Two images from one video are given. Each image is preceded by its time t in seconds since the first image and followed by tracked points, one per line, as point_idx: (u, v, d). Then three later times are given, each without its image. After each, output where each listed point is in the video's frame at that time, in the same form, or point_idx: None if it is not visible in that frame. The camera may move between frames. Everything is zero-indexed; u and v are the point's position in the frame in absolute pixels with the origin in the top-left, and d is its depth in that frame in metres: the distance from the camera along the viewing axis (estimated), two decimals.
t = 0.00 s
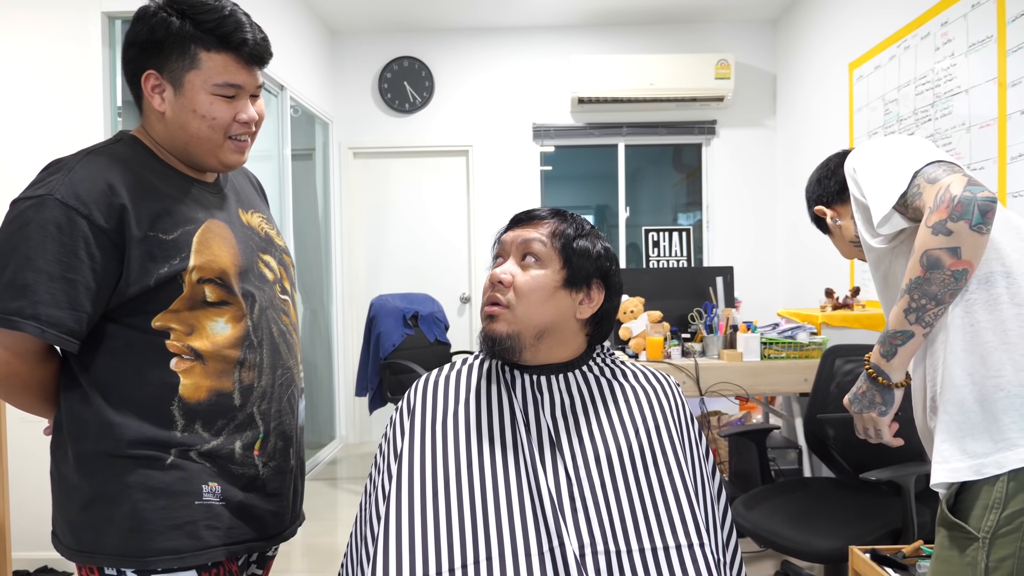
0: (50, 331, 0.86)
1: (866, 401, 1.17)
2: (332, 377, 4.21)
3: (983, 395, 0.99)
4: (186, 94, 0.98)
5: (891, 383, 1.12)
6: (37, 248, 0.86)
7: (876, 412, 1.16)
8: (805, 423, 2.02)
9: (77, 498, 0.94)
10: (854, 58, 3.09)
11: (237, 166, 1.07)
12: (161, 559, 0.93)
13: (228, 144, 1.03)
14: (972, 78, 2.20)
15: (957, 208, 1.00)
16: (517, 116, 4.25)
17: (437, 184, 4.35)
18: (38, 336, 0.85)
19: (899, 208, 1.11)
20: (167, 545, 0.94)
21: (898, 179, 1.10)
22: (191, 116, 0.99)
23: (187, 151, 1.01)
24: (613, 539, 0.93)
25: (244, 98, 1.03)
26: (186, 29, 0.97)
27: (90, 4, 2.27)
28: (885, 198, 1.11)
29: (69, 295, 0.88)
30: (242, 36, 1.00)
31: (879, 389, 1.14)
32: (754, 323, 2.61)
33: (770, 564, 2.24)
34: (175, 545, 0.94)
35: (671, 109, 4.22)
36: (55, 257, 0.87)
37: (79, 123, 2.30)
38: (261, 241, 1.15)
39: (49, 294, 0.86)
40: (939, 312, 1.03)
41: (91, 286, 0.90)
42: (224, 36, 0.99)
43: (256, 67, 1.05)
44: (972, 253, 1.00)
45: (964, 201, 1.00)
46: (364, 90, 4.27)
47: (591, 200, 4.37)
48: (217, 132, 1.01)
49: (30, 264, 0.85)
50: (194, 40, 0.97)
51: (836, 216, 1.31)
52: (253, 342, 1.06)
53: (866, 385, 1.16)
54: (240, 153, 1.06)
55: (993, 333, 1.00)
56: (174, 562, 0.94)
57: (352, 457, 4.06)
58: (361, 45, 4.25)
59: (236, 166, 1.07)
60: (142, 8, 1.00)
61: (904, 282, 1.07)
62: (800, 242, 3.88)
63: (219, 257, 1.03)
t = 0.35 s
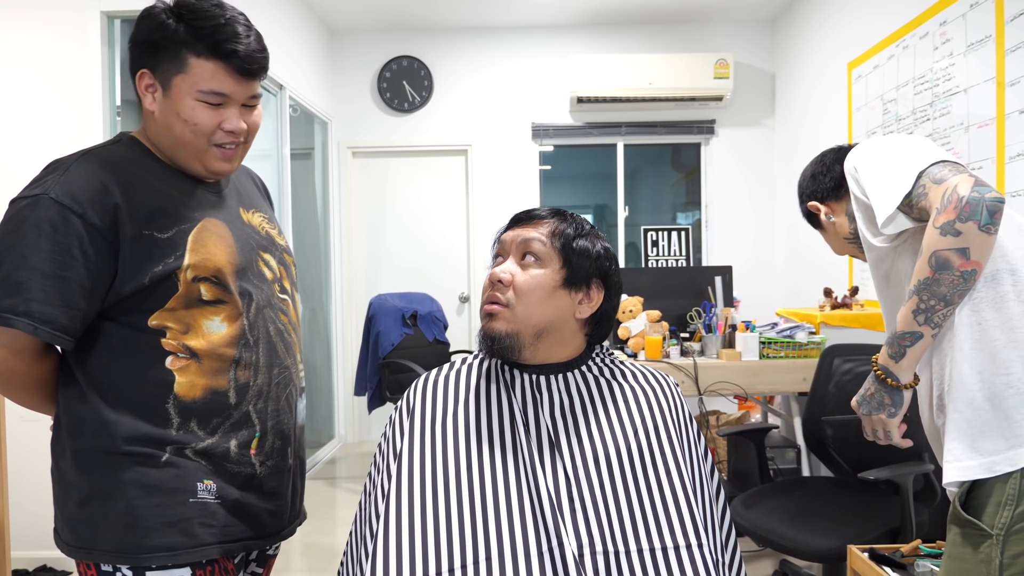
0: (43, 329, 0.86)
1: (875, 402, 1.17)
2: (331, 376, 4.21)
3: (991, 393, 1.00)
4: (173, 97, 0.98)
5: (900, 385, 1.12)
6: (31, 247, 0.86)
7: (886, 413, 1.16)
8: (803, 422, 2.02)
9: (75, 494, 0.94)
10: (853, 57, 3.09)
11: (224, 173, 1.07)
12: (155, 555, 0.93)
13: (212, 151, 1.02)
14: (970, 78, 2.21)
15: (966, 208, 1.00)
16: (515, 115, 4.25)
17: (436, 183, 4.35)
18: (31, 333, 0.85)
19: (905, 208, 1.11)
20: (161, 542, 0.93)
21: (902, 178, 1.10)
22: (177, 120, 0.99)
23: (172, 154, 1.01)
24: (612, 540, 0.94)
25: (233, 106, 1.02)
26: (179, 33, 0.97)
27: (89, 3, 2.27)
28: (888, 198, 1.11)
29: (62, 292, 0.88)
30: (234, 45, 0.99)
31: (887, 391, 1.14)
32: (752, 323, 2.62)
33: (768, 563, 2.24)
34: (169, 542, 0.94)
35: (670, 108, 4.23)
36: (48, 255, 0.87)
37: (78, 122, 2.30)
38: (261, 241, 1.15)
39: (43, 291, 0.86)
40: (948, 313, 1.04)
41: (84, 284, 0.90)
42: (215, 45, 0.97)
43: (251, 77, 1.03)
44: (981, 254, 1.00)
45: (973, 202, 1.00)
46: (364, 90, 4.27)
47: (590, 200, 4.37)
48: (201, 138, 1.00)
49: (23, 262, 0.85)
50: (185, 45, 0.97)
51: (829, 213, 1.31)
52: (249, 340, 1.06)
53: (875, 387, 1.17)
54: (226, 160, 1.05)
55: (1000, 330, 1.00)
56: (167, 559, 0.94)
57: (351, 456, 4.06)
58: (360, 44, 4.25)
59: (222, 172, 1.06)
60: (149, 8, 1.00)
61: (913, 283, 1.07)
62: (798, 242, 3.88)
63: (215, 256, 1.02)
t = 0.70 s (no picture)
0: (32, 328, 0.86)
1: (902, 398, 1.03)
2: (329, 375, 4.21)
3: (1001, 393, 0.97)
4: (156, 98, 0.98)
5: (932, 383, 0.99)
6: (23, 246, 0.86)
7: (913, 411, 1.02)
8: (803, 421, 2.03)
9: (70, 491, 0.94)
10: (853, 56, 3.08)
11: (218, 171, 1.06)
12: (148, 553, 0.93)
13: (198, 150, 1.01)
14: (969, 77, 2.21)
15: None
16: (514, 114, 4.25)
17: (435, 183, 4.35)
18: (21, 332, 0.86)
19: (956, 198, 0.98)
20: (153, 539, 0.93)
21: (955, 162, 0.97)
22: (160, 121, 0.98)
23: (161, 155, 1.01)
24: (610, 541, 0.93)
25: (215, 104, 1.00)
26: (160, 33, 0.96)
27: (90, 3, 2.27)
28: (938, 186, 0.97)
29: (52, 292, 0.88)
30: (212, 42, 0.97)
31: (918, 387, 1.01)
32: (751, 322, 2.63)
33: (767, 563, 2.24)
34: (162, 539, 0.94)
35: (669, 108, 4.23)
36: (39, 255, 0.87)
37: (78, 122, 2.29)
38: (258, 242, 1.14)
39: (33, 290, 0.86)
40: (1000, 319, 0.94)
41: (75, 283, 0.90)
42: (192, 42, 0.96)
43: (234, 74, 1.01)
44: None
45: None
46: (363, 89, 4.27)
47: (589, 199, 4.37)
48: (184, 137, 0.99)
49: (15, 261, 0.86)
50: (164, 43, 0.96)
51: (853, 115, 1.20)
52: (242, 341, 1.06)
53: (903, 379, 1.03)
54: (215, 159, 1.03)
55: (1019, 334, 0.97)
56: (160, 557, 0.93)
57: (349, 456, 4.06)
58: (360, 44, 4.25)
59: (213, 171, 1.05)
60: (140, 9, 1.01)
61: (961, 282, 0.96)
62: (797, 241, 3.88)
63: (208, 257, 1.02)
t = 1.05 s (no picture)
0: (25, 331, 0.86)
1: (960, 422, 0.87)
2: (328, 375, 4.20)
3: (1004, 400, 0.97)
4: (178, 111, 0.97)
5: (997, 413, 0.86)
6: (15, 248, 0.86)
7: (970, 437, 0.87)
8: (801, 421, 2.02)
9: (64, 492, 0.94)
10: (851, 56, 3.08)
11: (220, 183, 1.07)
12: (142, 553, 0.92)
13: (211, 163, 1.02)
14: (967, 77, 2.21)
15: None
16: (513, 114, 4.24)
17: (434, 183, 4.35)
18: (13, 335, 0.85)
19: None
20: (147, 540, 0.93)
21: None
22: (180, 132, 0.98)
23: (173, 163, 1.01)
24: (609, 543, 0.93)
25: (236, 121, 1.02)
26: (188, 47, 0.96)
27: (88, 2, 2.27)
28: None
29: (45, 294, 0.87)
30: (242, 65, 0.99)
31: (982, 413, 0.86)
32: (750, 322, 2.63)
33: (766, 562, 2.24)
34: (156, 540, 0.93)
35: (668, 108, 4.23)
36: (32, 257, 0.87)
37: (77, 122, 2.29)
38: (252, 242, 1.14)
39: (26, 293, 0.86)
40: None
41: (68, 285, 0.89)
42: (223, 63, 0.97)
43: (255, 94, 1.03)
44: None
45: None
46: (362, 89, 4.26)
47: (588, 199, 4.37)
48: (203, 151, 1.00)
49: (7, 263, 0.85)
50: (194, 60, 0.96)
51: (938, 41, 1.06)
52: (236, 342, 1.06)
53: (965, 401, 0.87)
54: (224, 172, 1.05)
55: None
56: (154, 557, 0.93)
57: (348, 455, 4.06)
58: (359, 43, 4.24)
59: (218, 181, 1.07)
60: (155, 15, 0.99)
61: None
62: (796, 241, 3.88)
63: (201, 259, 1.02)
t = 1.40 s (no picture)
0: (32, 329, 0.85)
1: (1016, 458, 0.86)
2: (327, 374, 4.20)
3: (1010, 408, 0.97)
4: (198, 80, 1.01)
5: None
6: (23, 246, 0.85)
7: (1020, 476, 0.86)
8: (801, 420, 2.04)
9: (59, 497, 0.93)
10: (850, 56, 3.08)
11: (236, 160, 1.09)
12: (141, 560, 0.92)
13: (232, 133, 1.05)
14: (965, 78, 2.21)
15: None
16: (512, 114, 4.24)
17: (433, 182, 4.34)
18: (20, 334, 0.85)
19: None
20: (146, 546, 0.93)
21: None
22: (201, 101, 1.01)
23: (191, 140, 1.02)
24: (608, 541, 0.93)
25: (250, 90, 1.07)
26: (200, 19, 1.01)
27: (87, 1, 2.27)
28: None
29: (53, 293, 0.87)
30: (253, 30, 1.06)
31: None
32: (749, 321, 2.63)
33: (765, 563, 2.24)
34: (155, 546, 0.93)
35: (667, 108, 4.23)
36: (41, 255, 0.86)
37: (76, 122, 2.28)
38: (250, 245, 1.14)
39: (34, 291, 0.86)
40: None
41: (75, 285, 0.89)
42: (235, 28, 1.04)
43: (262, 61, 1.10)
44: None
45: None
46: (361, 89, 4.26)
47: (587, 198, 4.37)
48: (224, 119, 1.03)
49: (15, 262, 0.85)
50: (208, 29, 1.01)
51: None
52: (236, 347, 1.06)
53: None
54: (240, 145, 1.08)
55: None
56: (152, 564, 0.93)
57: (347, 455, 4.06)
58: (358, 43, 4.24)
59: (235, 159, 1.08)
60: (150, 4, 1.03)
61: None
62: (795, 241, 3.88)
63: (207, 261, 1.02)
